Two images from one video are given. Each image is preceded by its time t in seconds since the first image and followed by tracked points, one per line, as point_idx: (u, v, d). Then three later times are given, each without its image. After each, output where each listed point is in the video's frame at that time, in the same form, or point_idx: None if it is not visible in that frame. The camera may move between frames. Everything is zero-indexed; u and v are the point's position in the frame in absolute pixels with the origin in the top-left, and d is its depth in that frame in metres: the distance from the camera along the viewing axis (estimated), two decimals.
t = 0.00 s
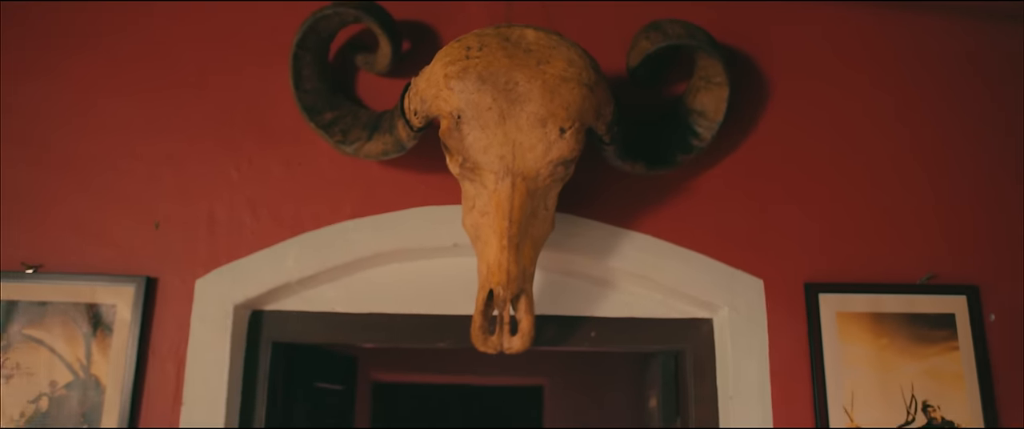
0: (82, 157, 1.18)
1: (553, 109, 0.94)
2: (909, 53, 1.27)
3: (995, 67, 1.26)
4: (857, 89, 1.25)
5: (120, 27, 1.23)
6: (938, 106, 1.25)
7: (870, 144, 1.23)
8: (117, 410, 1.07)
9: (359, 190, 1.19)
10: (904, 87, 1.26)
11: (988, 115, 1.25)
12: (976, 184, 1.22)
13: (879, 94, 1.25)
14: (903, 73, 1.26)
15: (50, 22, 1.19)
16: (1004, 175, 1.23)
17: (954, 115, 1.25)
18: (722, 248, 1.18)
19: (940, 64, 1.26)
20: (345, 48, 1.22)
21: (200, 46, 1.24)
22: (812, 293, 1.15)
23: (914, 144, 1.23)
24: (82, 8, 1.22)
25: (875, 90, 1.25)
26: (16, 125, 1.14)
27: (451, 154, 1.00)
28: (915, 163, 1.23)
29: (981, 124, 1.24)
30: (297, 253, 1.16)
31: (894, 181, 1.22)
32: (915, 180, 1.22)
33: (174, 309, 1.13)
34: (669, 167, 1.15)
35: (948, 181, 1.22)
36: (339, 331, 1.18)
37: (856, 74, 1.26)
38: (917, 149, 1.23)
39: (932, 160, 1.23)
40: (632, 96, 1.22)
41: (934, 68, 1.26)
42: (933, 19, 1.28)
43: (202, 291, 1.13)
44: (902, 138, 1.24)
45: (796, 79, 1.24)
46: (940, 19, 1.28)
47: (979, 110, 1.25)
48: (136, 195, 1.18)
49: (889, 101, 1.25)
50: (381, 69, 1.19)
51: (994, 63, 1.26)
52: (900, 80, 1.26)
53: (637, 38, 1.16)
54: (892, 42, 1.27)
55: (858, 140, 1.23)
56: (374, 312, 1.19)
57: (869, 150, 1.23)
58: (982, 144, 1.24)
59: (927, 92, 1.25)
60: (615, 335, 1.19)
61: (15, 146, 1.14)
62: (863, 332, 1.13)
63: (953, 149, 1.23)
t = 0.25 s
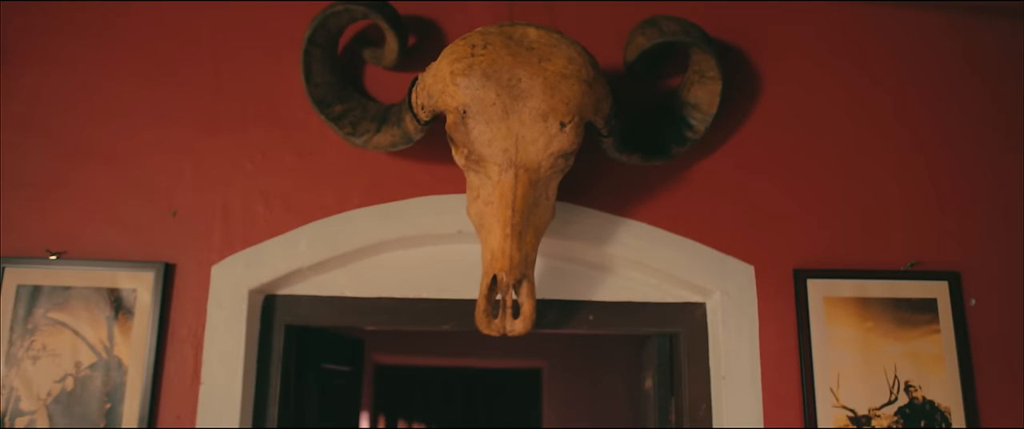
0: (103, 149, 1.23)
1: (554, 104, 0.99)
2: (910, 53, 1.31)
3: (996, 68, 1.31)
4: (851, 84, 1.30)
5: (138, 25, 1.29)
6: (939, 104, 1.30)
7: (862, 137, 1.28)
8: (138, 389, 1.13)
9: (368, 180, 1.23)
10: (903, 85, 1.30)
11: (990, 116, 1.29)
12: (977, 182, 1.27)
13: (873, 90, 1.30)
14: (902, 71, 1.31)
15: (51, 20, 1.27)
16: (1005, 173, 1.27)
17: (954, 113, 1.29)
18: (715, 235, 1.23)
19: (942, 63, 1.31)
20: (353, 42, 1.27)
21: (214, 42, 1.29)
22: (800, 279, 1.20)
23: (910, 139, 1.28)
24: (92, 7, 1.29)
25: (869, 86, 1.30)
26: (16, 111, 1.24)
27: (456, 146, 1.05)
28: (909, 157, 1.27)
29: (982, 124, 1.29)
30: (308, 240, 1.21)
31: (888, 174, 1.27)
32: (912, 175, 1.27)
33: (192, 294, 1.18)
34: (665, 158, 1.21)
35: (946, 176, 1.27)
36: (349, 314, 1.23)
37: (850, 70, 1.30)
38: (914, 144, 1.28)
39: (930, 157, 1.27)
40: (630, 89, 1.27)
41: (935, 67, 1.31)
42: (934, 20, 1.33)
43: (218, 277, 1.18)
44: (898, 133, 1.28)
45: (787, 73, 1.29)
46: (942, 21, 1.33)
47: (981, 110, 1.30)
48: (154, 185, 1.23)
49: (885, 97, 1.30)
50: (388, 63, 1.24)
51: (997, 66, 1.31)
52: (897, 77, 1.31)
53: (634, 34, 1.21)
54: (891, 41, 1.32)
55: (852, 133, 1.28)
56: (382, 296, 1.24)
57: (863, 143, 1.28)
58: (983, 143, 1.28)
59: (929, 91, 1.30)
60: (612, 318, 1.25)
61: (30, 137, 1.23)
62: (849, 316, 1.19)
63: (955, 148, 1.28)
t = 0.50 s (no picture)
0: (122, 141, 1.29)
1: (553, 101, 1.05)
2: (911, 49, 1.36)
3: (999, 68, 1.35)
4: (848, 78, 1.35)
5: (152, 21, 1.34)
6: (937, 99, 1.34)
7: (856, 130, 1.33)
8: (159, 371, 1.20)
9: (375, 171, 1.29)
10: (899, 80, 1.35)
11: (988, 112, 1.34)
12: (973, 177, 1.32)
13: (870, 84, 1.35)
14: (902, 66, 1.35)
15: (58, 18, 1.32)
16: (1000, 168, 1.32)
17: (953, 108, 1.34)
18: (708, 224, 1.29)
19: (942, 60, 1.35)
20: (360, 38, 1.31)
21: (226, 37, 1.33)
22: (788, 266, 1.26)
23: (905, 132, 1.33)
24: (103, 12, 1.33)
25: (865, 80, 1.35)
26: (26, 105, 1.29)
27: (460, 140, 1.10)
28: (902, 149, 1.32)
29: (979, 121, 1.33)
30: (318, 229, 1.26)
31: (881, 166, 1.32)
32: (906, 168, 1.32)
33: (208, 280, 1.24)
34: (660, 150, 1.26)
35: (939, 170, 1.32)
36: (358, 299, 1.29)
37: (847, 62, 1.35)
38: (908, 137, 1.33)
39: (924, 149, 1.32)
40: (626, 83, 1.33)
41: (936, 63, 1.35)
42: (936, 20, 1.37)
43: (233, 264, 1.24)
44: (892, 126, 1.33)
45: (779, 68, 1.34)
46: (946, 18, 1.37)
47: (978, 107, 1.34)
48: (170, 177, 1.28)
49: (881, 91, 1.34)
50: (394, 58, 1.28)
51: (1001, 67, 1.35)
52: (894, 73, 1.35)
53: (630, 31, 1.25)
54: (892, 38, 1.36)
55: (848, 126, 1.33)
56: (389, 282, 1.30)
57: (857, 137, 1.33)
58: (977, 137, 1.33)
59: (928, 88, 1.35)
60: (609, 303, 1.31)
61: (47, 134, 1.28)
62: (834, 301, 1.25)
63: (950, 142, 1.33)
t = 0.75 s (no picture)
0: (136, 132, 1.35)
1: (550, 95, 1.10)
2: (903, 43, 1.40)
3: (988, 63, 1.39)
4: (838, 70, 1.40)
5: (165, 17, 1.39)
6: (925, 92, 1.39)
7: (846, 121, 1.38)
8: (174, 352, 1.26)
9: (380, 160, 1.34)
10: (888, 75, 1.40)
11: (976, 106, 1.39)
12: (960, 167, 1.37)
13: (861, 77, 1.40)
14: (894, 60, 1.40)
15: (72, 14, 1.37)
16: (987, 161, 1.37)
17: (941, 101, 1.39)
18: (699, 212, 1.35)
19: (933, 54, 1.40)
20: (365, 33, 1.36)
21: (235, 31, 1.38)
22: (775, 252, 1.32)
23: (893, 124, 1.38)
24: (117, 6, 1.38)
25: (856, 73, 1.40)
26: (43, 97, 1.35)
27: (461, 132, 1.16)
28: (890, 140, 1.38)
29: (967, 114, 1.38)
30: (326, 217, 1.32)
31: (870, 157, 1.37)
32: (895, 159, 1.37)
33: (221, 266, 1.30)
34: (652, 141, 1.31)
35: (926, 162, 1.37)
36: (364, 284, 1.35)
37: (840, 55, 1.40)
38: (896, 129, 1.38)
39: (912, 141, 1.38)
40: (620, 77, 1.37)
41: (927, 58, 1.40)
42: (927, 14, 1.42)
43: (244, 250, 1.30)
44: (882, 118, 1.38)
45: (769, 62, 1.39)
46: (937, 13, 1.41)
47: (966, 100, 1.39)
48: (183, 166, 1.34)
49: (869, 85, 1.39)
50: (398, 53, 1.33)
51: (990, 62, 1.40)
52: (884, 66, 1.40)
53: (624, 27, 1.31)
54: (883, 32, 1.41)
55: (838, 117, 1.38)
56: (393, 267, 1.35)
57: (846, 129, 1.38)
58: (965, 130, 1.38)
59: (917, 81, 1.39)
60: (604, 287, 1.36)
61: (66, 126, 1.34)
62: (818, 286, 1.31)
63: (938, 134, 1.38)
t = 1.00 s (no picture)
0: (149, 122, 1.40)
1: (546, 88, 1.16)
2: (892, 36, 1.45)
3: (975, 58, 1.44)
4: (827, 61, 1.45)
5: (175, 10, 1.44)
6: (912, 83, 1.44)
7: (834, 110, 1.43)
8: (188, 331, 1.32)
9: (383, 149, 1.40)
10: (875, 68, 1.45)
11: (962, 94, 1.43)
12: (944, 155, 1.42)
13: (849, 67, 1.45)
14: (882, 53, 1.45)
15: (86, 9, 1.43)
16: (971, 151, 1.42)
17: (927, 91, 1.44)
18: (689, 199, 1.40)
19: (921, 45, 1.45)
20: (369, 26, 1.41)
21: (243, 24, 1.43)
22: (762, 237, 1.38)
23: (880, 113, 1.43)
24: (124, 5, 1.43)
25: (845, 64, 1.45)
26: (59, 88, 1.40)
27: (461, 123, 1.22)
28: (875, 129, 1.43)
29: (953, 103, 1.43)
30: (332, 203, 1.38)
31: (857, 144, 1.42)
32: (881, 147, 1.42)
33: (232, 249, 1.36)
34: (644, 130, 1.37)
35: (911, 152, 1.42)
36: (369, 266, 1.41)
37: (825, 46, 1.45)
38: (882, 117, 1.43)
39: (898, 129, 1.43)
40: (614, 67, 1.42)
41: (914, 50, 1.45)
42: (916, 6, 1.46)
43: (254, 235, 1.36)
44: (870, 107, 1.43)
45: (758, 53, 1.44)
46: (927, 4, 1.46)
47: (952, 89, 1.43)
48: (194, 154, 1.39)
49: (856, 77, 1.44)
50: (401, 46, 1.39)
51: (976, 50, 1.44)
52: (871, 56, 1.45)
53: (618, 21, 1.36)
54: (871, 24, 1.46)
55: (826, 107, 1.43)
56: (397, 251, 1.42)
57: (834, 119, 1.43)
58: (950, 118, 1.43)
59: (904, 71, 1.44)
60: (598, 270, 1.43)
61: (81, 116, 1.40)
62: (803, 269, 1.37)
63: (923, 123, 1.43)
